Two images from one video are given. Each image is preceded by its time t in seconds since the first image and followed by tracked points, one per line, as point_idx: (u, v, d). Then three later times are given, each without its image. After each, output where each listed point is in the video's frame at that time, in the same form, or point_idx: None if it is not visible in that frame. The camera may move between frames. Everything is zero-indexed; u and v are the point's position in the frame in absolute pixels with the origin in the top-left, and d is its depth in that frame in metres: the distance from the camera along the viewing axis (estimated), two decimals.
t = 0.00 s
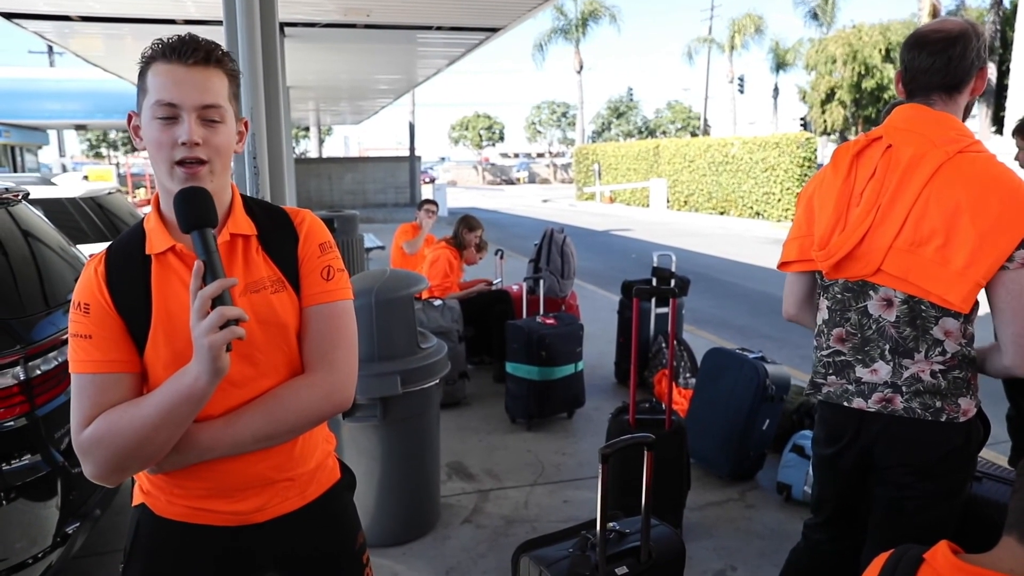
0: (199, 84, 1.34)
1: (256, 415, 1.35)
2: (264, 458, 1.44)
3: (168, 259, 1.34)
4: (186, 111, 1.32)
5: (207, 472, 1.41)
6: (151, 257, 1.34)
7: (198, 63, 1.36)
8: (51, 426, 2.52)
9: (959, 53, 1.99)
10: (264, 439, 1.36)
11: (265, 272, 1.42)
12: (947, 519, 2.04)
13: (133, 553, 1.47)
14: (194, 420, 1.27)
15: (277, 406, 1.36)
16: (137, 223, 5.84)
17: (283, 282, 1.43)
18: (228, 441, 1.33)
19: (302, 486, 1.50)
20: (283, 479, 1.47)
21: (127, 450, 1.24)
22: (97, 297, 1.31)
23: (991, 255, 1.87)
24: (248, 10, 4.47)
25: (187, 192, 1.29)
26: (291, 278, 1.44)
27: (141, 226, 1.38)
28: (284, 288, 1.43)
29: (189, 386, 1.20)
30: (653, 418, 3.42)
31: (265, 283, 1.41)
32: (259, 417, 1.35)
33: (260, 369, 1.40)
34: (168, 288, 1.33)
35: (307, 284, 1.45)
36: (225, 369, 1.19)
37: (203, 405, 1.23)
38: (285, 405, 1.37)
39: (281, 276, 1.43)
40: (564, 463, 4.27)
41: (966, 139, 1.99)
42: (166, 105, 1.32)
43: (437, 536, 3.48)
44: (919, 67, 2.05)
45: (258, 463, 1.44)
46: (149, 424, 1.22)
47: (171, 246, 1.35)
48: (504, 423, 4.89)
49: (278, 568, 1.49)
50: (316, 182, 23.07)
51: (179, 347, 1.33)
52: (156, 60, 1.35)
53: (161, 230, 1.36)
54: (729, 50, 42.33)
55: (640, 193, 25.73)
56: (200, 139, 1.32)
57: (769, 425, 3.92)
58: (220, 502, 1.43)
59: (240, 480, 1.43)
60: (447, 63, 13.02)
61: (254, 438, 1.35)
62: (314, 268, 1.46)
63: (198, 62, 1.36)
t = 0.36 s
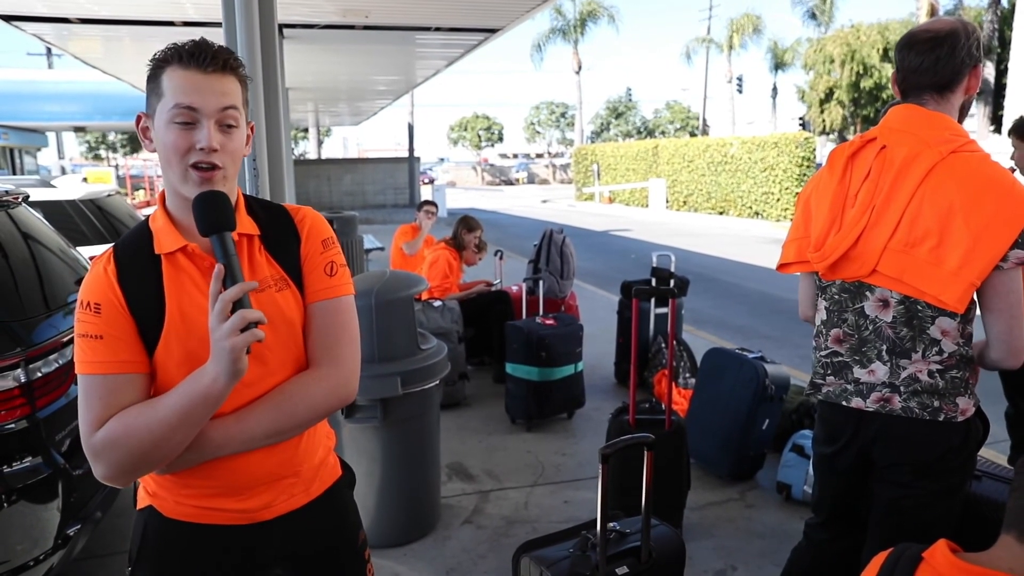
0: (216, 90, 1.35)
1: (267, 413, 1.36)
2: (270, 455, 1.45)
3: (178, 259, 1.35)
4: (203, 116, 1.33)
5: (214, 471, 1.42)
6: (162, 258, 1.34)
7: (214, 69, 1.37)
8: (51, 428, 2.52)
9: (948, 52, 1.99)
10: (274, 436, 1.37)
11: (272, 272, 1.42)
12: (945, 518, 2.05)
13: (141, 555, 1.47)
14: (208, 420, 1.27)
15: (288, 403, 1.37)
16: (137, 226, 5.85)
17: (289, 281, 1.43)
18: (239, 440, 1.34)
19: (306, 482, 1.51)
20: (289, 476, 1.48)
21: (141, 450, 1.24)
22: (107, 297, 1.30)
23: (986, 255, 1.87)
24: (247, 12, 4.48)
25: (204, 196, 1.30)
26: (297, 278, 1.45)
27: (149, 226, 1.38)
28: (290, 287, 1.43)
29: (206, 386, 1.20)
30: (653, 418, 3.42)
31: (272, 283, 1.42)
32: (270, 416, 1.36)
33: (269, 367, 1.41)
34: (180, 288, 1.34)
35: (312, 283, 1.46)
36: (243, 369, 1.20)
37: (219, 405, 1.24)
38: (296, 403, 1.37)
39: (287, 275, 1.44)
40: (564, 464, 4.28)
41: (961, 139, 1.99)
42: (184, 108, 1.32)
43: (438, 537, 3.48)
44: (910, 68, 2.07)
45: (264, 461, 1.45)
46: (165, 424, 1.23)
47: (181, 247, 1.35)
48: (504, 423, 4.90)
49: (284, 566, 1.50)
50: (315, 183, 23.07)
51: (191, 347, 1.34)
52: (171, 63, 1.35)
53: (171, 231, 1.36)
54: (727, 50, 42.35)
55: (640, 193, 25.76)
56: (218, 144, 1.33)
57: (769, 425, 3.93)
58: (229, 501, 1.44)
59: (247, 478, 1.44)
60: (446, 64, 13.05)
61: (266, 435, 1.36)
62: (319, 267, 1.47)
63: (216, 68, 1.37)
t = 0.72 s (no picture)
0: (230, 97, 1.37)
1: (279, 416, 1.37)
2: (278, 460, 1.46)
3: (190, 266, 1.36)
4: (218, 122, 1.35)
5: (223, 475, 1.43)
6: (173, 264, 1.35)
7: (226, 76, 1.38)
8: (55, 432, 2.54)
9: (944, 58, 2.00)
10: (286, 439, 1.38)
11: (281, 278, 1.44)
12: (947, 522, 2.05)
13: (149, 560, 1.47)
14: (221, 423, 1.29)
15: (299, 407, 1.38)
16: (140, 230, 5.87)
17: (298, 288, 1.45)
18: (251, 443, 1.35)
19: (312, 484, 1.53)
20: (296, 478, 1.50)
21: (155, 454, 1.25)
22: (119, 303, 1.31)
23: (986, 259, 1.88)
24: (250, 18, 4.50)
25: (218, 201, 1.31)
26: (305, 283, 1.47)
27: (158, 232, 1.39)
28: (299, 294, 1.45)
29: (221, 390, 1.22)
30: (655, 423, 3.43)
31: (281, 288, 1.43)
32: (281, 419, 1.37)
33: (278, 372, 1.42)
34: (192, 294, 1.35)
35: (319, 290, 1.48)
36: (257, 373, 1.22)
37: (233, 408, 1.26)
38: (306, 406, 1.39)
39: (296, 282, 1.45)
40: (566, 468, 4.29)
41: (958, 144, 2.00)
42: (199, 116, 1.34)
43: (440, 541, 3.49)
44: (906, 74, 2.08)
45: (272, 465, 1.46)
46: (180, 428, 1.24)
47: (193, 253, 1.37)
48: (506, 428, 4.91)
49: (291, 569, 1.51)
50: (317, 187, 23.13)
51: (203, 352, 1.35)
52: (183, 70, 1.36)
53: (181, 237, 1.37)
54: (729, 55, 42.39)
55: (641, 198, 25.78)
56: (233, 151, 1.35)
57: (771, 429, 3.93)
58: (238, 504, 1.45)
59: (255, 482, 1.45)
60: (448, 69, 13.09)
61: (277, 439, 1.37)
62: (326, 274, 1.49)
63: (228, 76, 1.38)
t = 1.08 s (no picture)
0: (246, 100, 1.38)
1: (283, 414, 1.37)
2: (279, 459, 1.47)
3: (196, 265, 1.37)
4: (244, 123, 1.36)
5: (225, 474, 1.43)
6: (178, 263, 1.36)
7: (236, 79, 1.39)
8: (54, 433, 2.54)
9: (940, 61, 2.01)
10: (290, 437, 1.39)
11: (283, 277, 1.44)
12: (944, 524, 2.06)
13: (151, 560, 1.47)
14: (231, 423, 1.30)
15: (301, 405, 1.39)
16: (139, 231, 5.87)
17: (299, 288, 1.46)
18: (257, 443, 1.35)
19: (312, 483, 1.54)
20: (296, 477, 1.50)
21: (166, 455, 1.26)
22: (126, 302, 1.30)
23: (982, 261, 1.89)
24: (250, 19, 4.51)
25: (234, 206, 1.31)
26: (305, 283, 1.48)
27: (162, 231, 1.39)
28: (300, 294, 1.46)
29: (234, 392, 1.23)
30: (654, 424, 3.43)
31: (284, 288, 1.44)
32: (286, 417, 1.37)
33: (280, 372, 1.43)
34: (199, 294, 1.35)
35: (318, 289, 1.49)
36: (270, 376, 1.24)
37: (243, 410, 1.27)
38: (309, 405, 1.39)
39: (297, 282, 1.46)
40: (565, 469, 4.29)
41: (955, 147, 2.01)
42: (224, 119, 1.34)
43: (439, 541, 3.50)
44: (903, 77, 2.09)
45: (273, 464, 1.46)
46: (192, 431, 1.25)
47: (197, 253, 1.37)
48: (505, 429, 4.91)
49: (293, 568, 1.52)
50: (316, 188, 23.12)
51: (210, 351, 1.36)
52: (192, 70, 1.36)
53: (185, 237, 1.38)
54: (728, 56, 42.43)
55: (640, 200, 25.79)
56: (258, 153, 1.36)
57: (769, 431, 3.94)
58: (239, 502, 1.45)
59: (258, 480, 1.45)
60: (447, 70, 13.10)
61: (283, 437, 1.37)
62: (324, 274, 1.50)
63: (237, 78, 1.39)
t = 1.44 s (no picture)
0: (230, 105, 1.38)
1: (283, 420, 1.38)
2: (277, 464, 1.48)
3: (194, 272, 1.37)
4: (223, 128, 1.36)
5: (224, 481, 1.43)
6: (177, 271, 1.36)
7: (224, 83, 1.39)
8: (51, 437, 2.54)
9: (936, 69, 2.02)
10: (291, 442, 1.39)
11: (283, 282, 1.45)
12: (939, 530, 2.07)
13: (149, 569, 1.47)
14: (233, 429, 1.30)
15: (302, 410, 1.39)
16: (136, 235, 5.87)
17: (297, 292, 1.46)
18: (258, 449, 1.36)
19: (308, 488, 1.54)
20: (295, 482, 1.51)
21: (167, 462, 1.26)
22: (125, 310, 1.31)
23: (976, 269, 1.91)
24: (249, 24, 4.52)
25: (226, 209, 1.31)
26: (304, 288, 1.49)
27: (159, 239, 1.39)
28: (299, 298, 1.46)
29: (238, 396, 1.24)
30: (651, 429, 3.44)
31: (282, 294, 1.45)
32: (287, 423, 1.38)
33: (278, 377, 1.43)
34: (198, 300, 1.36)
35: (315, 294, 1.50)
36: (273, 379, 1.25)
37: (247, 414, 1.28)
38: (310, 410, 1.40)
39: (295, 286, 1.47)
40: (562, 475, 4.29)
41: (950, 154, 2.02)
42: (204, 122, 1.35)
43: (437, 547, 3.49)
44: (900, 85, 2.10)
45: (271, 470, 1.47)
46: (196, 437, 1.26)
47: (196, 259, 1.37)
48: (502, 434, 4.91)
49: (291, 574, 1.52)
50: (314, 193, 23.10)
51: (209, 358, 1.37)
52: (181, 77, 1.37)
53: (183, 243, 1.38)
54: (726, 63, 42.56)
55: (638, 205, 25.83)
56: (239, 156, 1.36)
57: (766, 436, 3.94)
58: (239, 509, 1.46)
59: (257, 487, 1.46)
60: (445, 76, 13.14)
61: (283, 443, 1.38)
62: (322, 279, 1.51)
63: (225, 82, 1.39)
